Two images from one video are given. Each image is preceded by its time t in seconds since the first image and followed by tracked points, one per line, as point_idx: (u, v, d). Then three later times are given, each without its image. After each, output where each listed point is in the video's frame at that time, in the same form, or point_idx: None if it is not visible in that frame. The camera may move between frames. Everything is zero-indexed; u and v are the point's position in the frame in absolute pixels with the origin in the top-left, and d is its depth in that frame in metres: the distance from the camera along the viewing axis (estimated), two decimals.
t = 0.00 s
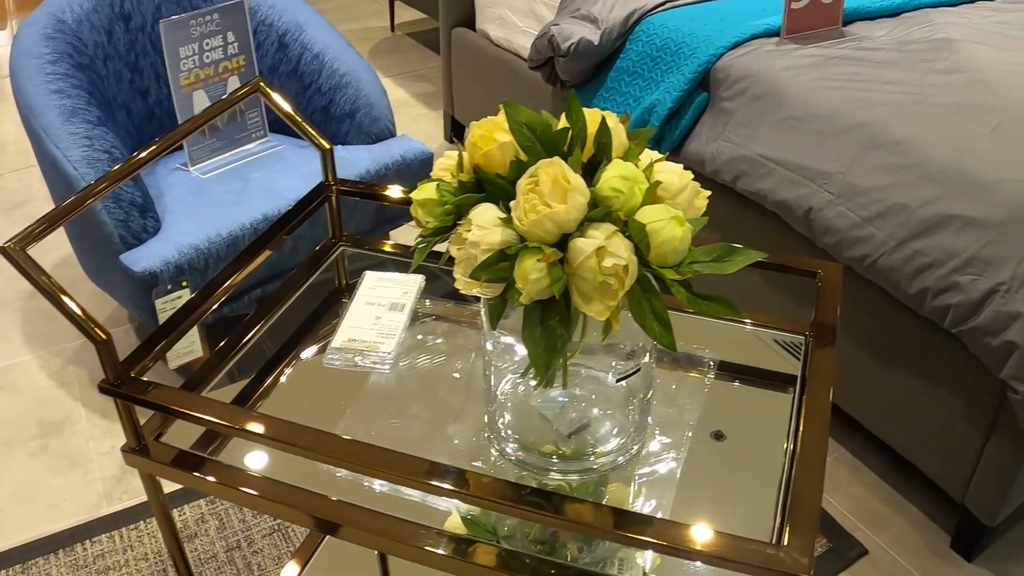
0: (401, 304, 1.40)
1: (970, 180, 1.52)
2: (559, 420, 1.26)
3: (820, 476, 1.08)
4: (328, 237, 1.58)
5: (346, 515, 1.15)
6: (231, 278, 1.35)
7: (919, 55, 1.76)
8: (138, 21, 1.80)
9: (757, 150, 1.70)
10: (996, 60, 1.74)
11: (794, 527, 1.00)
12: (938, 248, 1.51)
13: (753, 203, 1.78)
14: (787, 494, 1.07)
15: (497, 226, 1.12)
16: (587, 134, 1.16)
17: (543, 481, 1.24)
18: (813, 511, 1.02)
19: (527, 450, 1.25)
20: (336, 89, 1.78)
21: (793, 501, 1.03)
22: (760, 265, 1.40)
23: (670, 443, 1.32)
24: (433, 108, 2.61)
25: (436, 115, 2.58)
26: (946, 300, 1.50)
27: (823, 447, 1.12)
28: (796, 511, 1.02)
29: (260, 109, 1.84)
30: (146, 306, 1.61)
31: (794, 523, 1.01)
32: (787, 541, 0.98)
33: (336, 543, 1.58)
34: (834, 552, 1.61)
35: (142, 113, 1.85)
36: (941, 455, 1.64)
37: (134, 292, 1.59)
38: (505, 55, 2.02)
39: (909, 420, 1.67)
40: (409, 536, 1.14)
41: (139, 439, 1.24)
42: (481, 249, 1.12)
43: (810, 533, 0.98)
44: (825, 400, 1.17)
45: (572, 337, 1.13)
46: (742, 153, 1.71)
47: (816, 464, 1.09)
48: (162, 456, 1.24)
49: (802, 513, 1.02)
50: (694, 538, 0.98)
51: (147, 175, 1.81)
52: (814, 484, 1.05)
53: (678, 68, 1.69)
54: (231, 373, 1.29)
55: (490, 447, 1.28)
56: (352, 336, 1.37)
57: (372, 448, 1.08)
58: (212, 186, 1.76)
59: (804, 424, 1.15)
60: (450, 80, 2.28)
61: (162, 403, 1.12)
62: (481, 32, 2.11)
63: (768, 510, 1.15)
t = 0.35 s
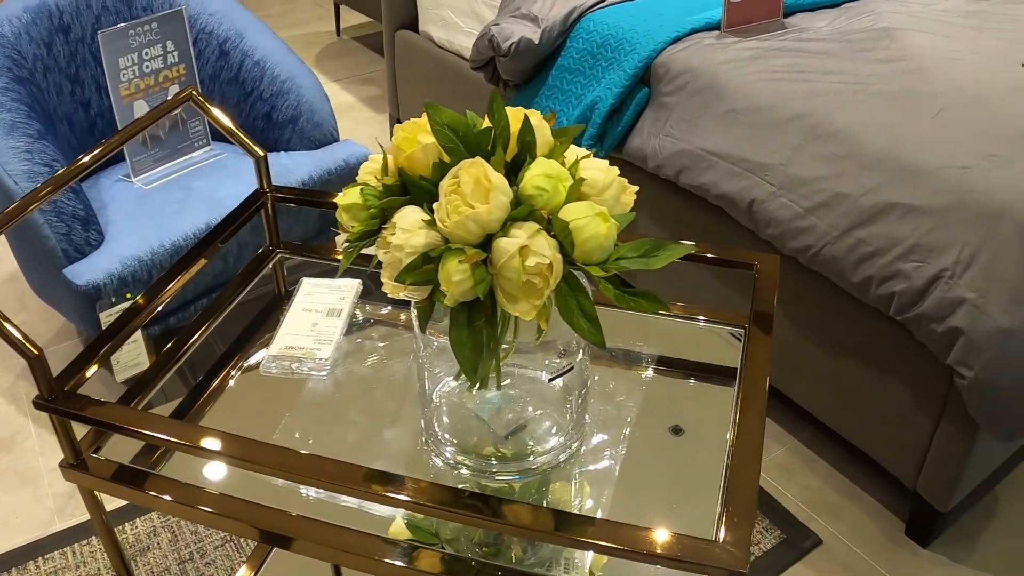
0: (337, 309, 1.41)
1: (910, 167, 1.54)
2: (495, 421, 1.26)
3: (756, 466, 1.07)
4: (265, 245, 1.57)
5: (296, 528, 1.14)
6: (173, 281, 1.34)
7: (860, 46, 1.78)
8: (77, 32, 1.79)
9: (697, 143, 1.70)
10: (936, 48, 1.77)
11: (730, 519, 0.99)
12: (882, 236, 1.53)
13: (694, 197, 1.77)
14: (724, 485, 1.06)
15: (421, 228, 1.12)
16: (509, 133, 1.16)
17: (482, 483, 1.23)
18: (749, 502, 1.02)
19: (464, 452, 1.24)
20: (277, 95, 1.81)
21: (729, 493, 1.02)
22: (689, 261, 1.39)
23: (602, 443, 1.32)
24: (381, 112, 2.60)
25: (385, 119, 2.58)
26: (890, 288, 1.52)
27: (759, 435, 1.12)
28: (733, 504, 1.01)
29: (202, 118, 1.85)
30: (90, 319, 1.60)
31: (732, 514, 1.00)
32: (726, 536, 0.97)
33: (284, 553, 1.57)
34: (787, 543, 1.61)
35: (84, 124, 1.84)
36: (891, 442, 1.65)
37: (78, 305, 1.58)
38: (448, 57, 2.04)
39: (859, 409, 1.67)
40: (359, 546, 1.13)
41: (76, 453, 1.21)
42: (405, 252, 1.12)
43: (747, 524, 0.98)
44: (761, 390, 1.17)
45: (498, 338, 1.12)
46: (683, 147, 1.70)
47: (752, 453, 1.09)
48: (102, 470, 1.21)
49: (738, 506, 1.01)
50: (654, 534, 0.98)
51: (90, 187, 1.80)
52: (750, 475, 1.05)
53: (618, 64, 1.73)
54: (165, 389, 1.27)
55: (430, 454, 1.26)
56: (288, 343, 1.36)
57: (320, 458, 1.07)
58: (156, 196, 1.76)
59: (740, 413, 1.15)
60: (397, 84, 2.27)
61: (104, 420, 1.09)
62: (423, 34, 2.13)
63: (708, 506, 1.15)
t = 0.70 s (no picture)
0: (274, 326, 1.40)
1: (847, 162, 1.55)
2: (433, 434, 1.24)
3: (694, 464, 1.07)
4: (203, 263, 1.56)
5: (251, 554, 1.13)
6: (118, 293, 1.34)
7: (799, 42, 1.79)
8: (14, 53, 1.76)
9: (637, 145, 1.70)
10: (874, 41, 1.78)
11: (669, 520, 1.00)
12: (821, 232, 1.55)
13: (636, 199, 1.77)
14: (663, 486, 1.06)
15: (345, 243, 1.10)
16: (432, 145, 1.15)
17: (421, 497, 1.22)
18: (687, 500, 1.02)
19: (403, 467, 1.22)
20: (217, 111, 1.83)
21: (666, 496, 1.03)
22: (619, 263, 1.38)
23: (539, 453, 1.31)
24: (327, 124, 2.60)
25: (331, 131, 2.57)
26: (833, 283, 1.53)
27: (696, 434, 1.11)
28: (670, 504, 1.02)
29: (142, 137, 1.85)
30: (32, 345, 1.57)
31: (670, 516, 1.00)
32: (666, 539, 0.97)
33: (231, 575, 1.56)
34: (742, 542, 1.61)
35: (24, 147, 1.80)
36: (841, 437, 1.65)
37: (22, 330, 1.56)
38: (390, 66, 2.03)
39: (808, 405, 1.67)
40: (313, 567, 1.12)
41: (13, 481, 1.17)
42: (330, 268, 1.10)
43: (686, 524, 0.98)
44: (697, 386, 1.17)
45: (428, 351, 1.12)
46: (623, 150, 1.71)
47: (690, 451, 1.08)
48: (41, 499, 1.17)
49: (676, 506, 1.02)
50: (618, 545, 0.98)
51: (31, 211, 1.78)
52: (687, 474, 1.05)
53: (556, 69, 1.74)
54: (100, 414, 1.26)
55: (368, 471, 1.25)
56: (224, 362, 1.36)
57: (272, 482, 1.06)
58: (97, 217, 1.75)
59: (678, 411, 1.15)
60: (341, 93, 2.25)
61: (45, 450, 1.08)
62: (365, 44, 2.11)
63: (652, 510, 1.15)
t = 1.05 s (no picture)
0: (203, 354, 1.40)
1: (783, 162, 1.55)
2: (362, 459, 1.22)
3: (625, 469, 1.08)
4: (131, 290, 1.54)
5: None
6: (58, 313, 1.31)
7: (734, 42, 1.79)
8: None
9: (572, 153, 1.69)
10: (809, 39, 1.79)
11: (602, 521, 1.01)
12: (760, 233, 1.54)
13: (573, 208, 1.76)
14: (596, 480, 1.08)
15: (259, 271, 1.08)
16: (344, 170, 1.12)
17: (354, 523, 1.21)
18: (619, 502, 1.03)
19: (335, 494, 1.21)
20: (151, 133, 1.83)
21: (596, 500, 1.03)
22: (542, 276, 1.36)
23: (469, 475, 1.30)
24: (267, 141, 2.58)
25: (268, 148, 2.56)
26: (772, 285, 1.53)
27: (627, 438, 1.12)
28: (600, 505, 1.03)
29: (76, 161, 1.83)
30: None
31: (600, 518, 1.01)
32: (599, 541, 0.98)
33: None
34: (692, 548, 1.60)
35: None
36: (787, 438, 1.65)
37: None
38: (327, 83, 2.00)
39: (754, 408, 1.67)
40: None
41: None
42: (243, 297, 1.08)
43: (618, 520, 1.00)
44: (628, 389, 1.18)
45: (347, 379, 1.09)
46: (558, 158, 1.70)
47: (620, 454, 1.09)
48: None
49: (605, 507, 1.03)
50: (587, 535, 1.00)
51: None
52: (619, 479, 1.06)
53: (489, 79, 1.75)
54: (47, 433, 1.26)
55: (300, 500, 1.24)
56: (154, 394, 1.35)
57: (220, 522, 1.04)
58: (32, 245, 1.73)
59: (609, 410, 1.16)
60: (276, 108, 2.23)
61: None
62: (301, 60, 2.08)
63: (582, 507, 1.15)
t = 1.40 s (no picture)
0: (129, 396, 1.37)
1: (722, 171, 1.52)
2: (287, 501, 1.14)
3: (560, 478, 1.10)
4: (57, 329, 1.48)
5: None
6: None
7: (671, 50, 1.78)
8: None
9: (508, 169, 1.66)
10: (746, 46, 1.77)
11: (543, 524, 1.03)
12: (700, 245, 1.51)
13: (512, 224, 1.73)
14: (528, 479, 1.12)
15: (165, 318, 1.03)
16: (250, 209, 1.07)
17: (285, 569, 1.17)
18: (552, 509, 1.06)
19: (264, 538, 1.15)
20: (84, 162, 1.78)
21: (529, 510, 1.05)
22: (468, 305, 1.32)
23: (402, 511, 1.27)
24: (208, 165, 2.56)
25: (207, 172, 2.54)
26: (712, 298, 1.50)
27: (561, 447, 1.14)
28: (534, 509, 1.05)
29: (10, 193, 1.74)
30: None
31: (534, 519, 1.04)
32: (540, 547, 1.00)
33: None
34: (645, 565, 1.58)
35: None
36: (734, 450, 1.63)
37: None
38: (262, 103, 2.00)
39: (701, 422, 1.64)
40: None
41: None
42: (149, 346, 1.03)
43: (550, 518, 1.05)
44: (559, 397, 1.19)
45: (263, 425, 1.04)
46: (493, 175, 1.67)
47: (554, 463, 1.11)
48: None
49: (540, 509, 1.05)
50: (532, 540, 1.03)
51: None
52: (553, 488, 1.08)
53: (423, 96, 1.72)
54: None
55: (228, 547, 1.18)
56: (78, 439, 1.32)
57: None
58: None
59: (540, 409, 1.18)
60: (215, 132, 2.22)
61: None
62: (238, 81, 2.07)
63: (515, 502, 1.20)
